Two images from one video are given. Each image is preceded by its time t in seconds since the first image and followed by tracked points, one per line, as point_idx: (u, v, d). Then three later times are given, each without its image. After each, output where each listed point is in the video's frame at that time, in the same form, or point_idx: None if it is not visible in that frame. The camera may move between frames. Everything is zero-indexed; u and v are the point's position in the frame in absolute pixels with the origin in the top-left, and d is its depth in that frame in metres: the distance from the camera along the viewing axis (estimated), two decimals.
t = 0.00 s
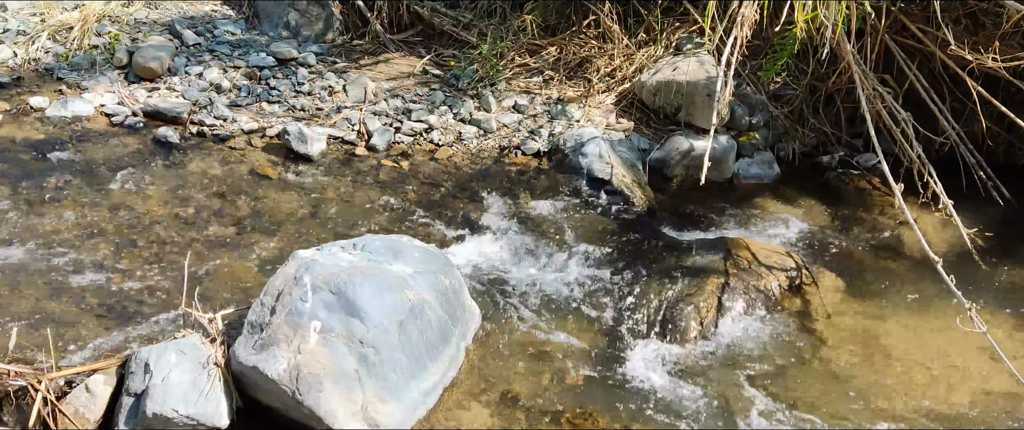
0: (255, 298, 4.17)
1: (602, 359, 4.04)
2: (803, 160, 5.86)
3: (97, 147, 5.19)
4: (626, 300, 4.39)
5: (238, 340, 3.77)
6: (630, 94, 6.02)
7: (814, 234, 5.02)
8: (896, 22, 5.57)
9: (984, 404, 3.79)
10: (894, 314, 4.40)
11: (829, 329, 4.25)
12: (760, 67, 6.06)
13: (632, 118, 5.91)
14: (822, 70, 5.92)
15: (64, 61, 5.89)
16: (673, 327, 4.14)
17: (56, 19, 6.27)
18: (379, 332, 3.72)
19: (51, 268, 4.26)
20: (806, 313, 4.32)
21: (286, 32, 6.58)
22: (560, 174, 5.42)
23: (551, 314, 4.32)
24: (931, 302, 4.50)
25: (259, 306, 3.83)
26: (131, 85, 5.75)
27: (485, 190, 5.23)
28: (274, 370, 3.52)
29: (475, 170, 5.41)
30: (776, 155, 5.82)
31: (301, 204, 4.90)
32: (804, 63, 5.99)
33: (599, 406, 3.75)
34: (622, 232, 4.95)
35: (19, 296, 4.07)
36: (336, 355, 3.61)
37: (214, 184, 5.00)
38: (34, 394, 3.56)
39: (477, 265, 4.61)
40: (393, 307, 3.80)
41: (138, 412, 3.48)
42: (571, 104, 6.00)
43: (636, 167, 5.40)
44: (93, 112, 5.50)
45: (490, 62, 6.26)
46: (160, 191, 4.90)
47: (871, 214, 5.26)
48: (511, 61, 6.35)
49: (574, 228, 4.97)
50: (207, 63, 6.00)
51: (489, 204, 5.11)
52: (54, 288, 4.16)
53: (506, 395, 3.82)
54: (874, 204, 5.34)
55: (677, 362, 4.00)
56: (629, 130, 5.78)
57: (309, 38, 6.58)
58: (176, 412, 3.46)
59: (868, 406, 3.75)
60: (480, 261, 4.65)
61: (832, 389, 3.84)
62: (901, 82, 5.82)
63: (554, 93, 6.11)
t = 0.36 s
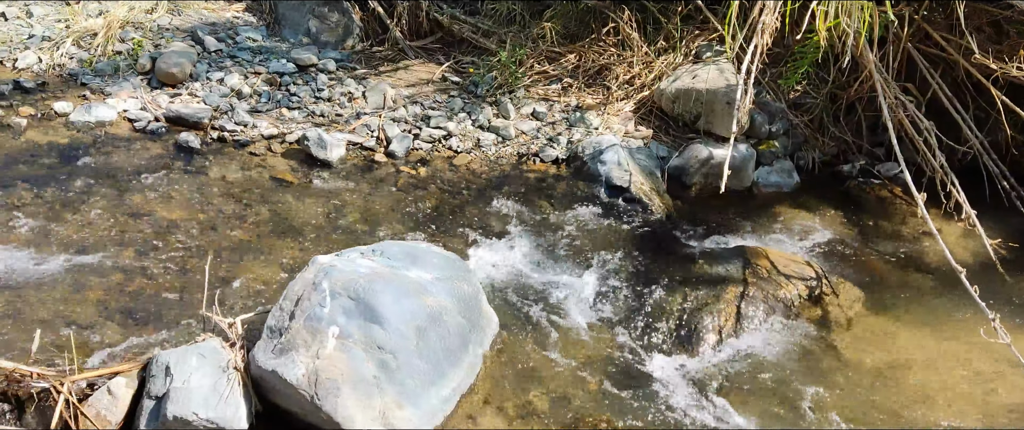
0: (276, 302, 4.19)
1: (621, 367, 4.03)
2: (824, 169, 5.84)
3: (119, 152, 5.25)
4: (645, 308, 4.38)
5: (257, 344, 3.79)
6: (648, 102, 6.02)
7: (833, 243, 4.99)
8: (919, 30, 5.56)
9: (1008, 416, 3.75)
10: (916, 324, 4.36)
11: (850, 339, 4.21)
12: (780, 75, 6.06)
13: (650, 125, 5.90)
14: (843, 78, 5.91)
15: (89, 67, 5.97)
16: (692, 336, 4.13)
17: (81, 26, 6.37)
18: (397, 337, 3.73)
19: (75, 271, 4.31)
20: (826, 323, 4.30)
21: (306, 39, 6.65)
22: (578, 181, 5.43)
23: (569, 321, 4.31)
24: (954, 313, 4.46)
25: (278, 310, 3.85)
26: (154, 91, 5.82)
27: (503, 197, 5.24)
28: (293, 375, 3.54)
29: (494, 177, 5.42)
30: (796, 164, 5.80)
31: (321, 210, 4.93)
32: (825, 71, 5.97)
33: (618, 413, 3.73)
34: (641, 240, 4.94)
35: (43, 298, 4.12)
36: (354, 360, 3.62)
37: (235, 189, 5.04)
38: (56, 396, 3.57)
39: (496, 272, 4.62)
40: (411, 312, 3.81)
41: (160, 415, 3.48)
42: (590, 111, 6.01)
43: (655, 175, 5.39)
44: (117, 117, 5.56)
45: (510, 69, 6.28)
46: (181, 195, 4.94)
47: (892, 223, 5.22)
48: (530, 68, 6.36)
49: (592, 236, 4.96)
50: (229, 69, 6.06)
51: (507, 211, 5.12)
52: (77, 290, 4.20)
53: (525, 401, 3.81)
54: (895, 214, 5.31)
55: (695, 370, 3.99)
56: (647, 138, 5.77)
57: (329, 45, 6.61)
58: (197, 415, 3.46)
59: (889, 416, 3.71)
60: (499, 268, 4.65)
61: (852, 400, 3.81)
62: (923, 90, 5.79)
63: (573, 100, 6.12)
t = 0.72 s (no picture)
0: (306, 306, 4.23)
1: (651, 377, 4.01)
2: (856, 180, 5.78)
3: (155, 155, 5.35)
4: (674, 318, 4.36)
5: (288, 347, 3.82)
6: (679, 111, 6.00)
7: (866, 255, 4.93)
8: (957, 41, 5.49)
9: None
10: (952, 339, 4.30)
11: (883, 352, 4.16)
12: (813, 85, 6.03)
13: (681, 135, 5.88)
14: (877, 88, 5.85)
15: (128, 71, 6.10)
16: (720, 348, 4.12)
17: (121, 31, 6.51)
18: (426, 343, 3.74)
19: (112, 272, 4.40)
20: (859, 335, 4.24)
21: (338, 45, 6.71)
22: (608, 190, 5.42)
23: (598, 331, 4.31)
24: (991, 328, 4.39)
25: (309, 314, 3.90)
26: (190, 95, 5.92)
27: (532, 204, 5.26)
28: (323, 379, 3.56)
29: (523, 184, 5.44)
30: (828, 175, 5.75)
31: (352, 215, 4.98)
32: (860, 82, 5.92)
33: (648, 423, 3.72)
34: (670, 251, 4.91)
35: (82, 298, 4.21)
36: (384, 365, 3.63)
37: (267, 193, 5.11)
38: (92, 394, 3.63)
39: (525, 280, 4.63)
40: (440, 318, 3.82)
41: (192, 416, 3.53)
42: (620, 119, 6.02)
43: (685, 184, 5.37)
44: (153, 121, 5.66)
45: (540, 77, 6.31)
46: (216, 199, 5.02)
47: (926, 236, 5.15)
48: (561, 76, 6.38)
49: (621, 245, 4.95)
50: (263, 74, 6.16)
51: (536, 219, 5.13)
52: (115, 291, 4.28)
53: (553, 409, 3.80)
54: (929, 226, 5.24)
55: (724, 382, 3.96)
56: (678, 147, 5.75)
57: (361, 51, 6.68)
58: (228, 416, 3.50)
59: None
60: (527, 276, 4.66)
61: (886, 414, 3.76)
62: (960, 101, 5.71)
63: (603, 108, 6.13)
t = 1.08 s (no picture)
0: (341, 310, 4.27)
1: (683, 390, 3.99)
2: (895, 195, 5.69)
3: (195, 157, 5.45)
4: (708, 331, 4.34)
5: (322, 349, 3.86)
6: (715, 122, 5.97)
7: (904, 272, 4.86)
8: (1003, 56, 5.40)
9: None
10: (992, 360, 4.22)
11: (921, 371, 4.09)
12: (853, 98, 5.95)
13: (716, 146, 5.85)
14: (919, 102, 5.76)
15: (171, 74, 6.23)
16: (754, 362, 4.09)
17: (166, 35, 6.66)
18: (459, 348, 3.75)
19: (153, 271, 4.49)
20: (896, 353, 4.18)
21: (376, 51, 6.79)
22: (641, 200, 5.40)
23: (631, 342, 4.30)
24: None
25: (343, 317, 3.94)
26: (230, 98, 6.03)
27: (566, 213, 5.27)
28: (356, 382, 3.59)
29: (556, 192, 5.46)
30: (867, 189, 5.68)
31: (387, 220, 5.03)
32: (902, 96, 5.83)
33: None
34: (705, 263, 4.89)
35: (124, 296, 4.30)
36: (416, 369, 3.65)
37: (304, 197, 5.18)
38: (132, 390, 3.68)
39: (558, 289, 4.63)
40: (473, 324, 3.84)
41: (227, 414, 3.55)
42: (655, 129, 6.01)
43: (720, 196, 5.34)
44: (194, 123, 5.77)
45: (576, 85, 6.33)
46: (254, 201, 5.10)
47: (966, 254, 5.06)
48: (596, 85, 6.40)
49: (654, 256, 4.93)
50: (302, 79, 6.25)
51: (569, 228, 5.13)
52: (156, 290, 4.37)
53: (585, 420, 3.80)
54: (970, 243, 5.14)
55: (757, 397, 3.93)
56: (713, 158, 5.72)
57: (399, 57, 6.75)
58: (262, 416, 3.52)
59: None
60: (560, 285, 4.66)
61: None
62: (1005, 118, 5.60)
63: (638, 118, 6.13)
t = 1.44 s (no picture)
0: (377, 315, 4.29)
1: (720, 402, 3.96)
2: (938, 209, 5.61)
3: (237, 160, 5.53)
4: (744, 343, 4.30)
5: (357, 353, 3.87)
6: (754, 133, 5.94)
7: (945, 287, 4.78)
8: None
9: None
10: None
11: (964, 388, 4.02)
12: (897, 110, 5.85)
13: (754, 157, 5.82)
14: (965, 115, 5.67)
15: (214, 78, 6.34)
16: (791, 376, 4.04)
17: (209, 40, 6.77)
18: (493, 354, 3.76)
19: (195, 272, 4.56)
20: (938, 369, 4.11)
21: (414, 57, 6.85)
22: (679, 209, 5.38)
23: (667, 353, 4.27)
24: None
25: (379, 321, 3.96)
26: (271, 102, 6.12)
27: (601, 222, 5.26)
28: (390, 385, 3.59)
29: (592, 201, 5.45)
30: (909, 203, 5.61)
31: (424, 225, 5.07)
32: (947, 109, 5.74)
33: None
34: (742, 275, 4.85)
35: (167, 296, 4.37)
36: (450, 374, 3.65)
37: (342, 201, 5.24)
38: (172, 388, 3.74)
39: (593, 299, 4.61)
40: (508, 330, 3.84)
41: (263, 414, 3.59)
42: (692, 139, 5.99)
43: (757, 207, 5.30)
44: (236, 126, 5.87)
45: (614, 93, 6.32)
46: (294, 205, 5.16)
47: (1010, 270, 4.97)
48: (634, 94, 6.39)
49: (690, 268, 4.90)
50: (341, 84, 6.33)
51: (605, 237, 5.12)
52: (198, 290, 4.44)
53: None
54: (1013, 260, 5.05)
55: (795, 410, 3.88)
56: (751, 169, 5.69)
57: (437, 64, 6.81)
58: (297, 416, 3.54)
59: None
60: (596, 295, 4.64)
61: None
62: None
63: (676, 127, 6.11)
